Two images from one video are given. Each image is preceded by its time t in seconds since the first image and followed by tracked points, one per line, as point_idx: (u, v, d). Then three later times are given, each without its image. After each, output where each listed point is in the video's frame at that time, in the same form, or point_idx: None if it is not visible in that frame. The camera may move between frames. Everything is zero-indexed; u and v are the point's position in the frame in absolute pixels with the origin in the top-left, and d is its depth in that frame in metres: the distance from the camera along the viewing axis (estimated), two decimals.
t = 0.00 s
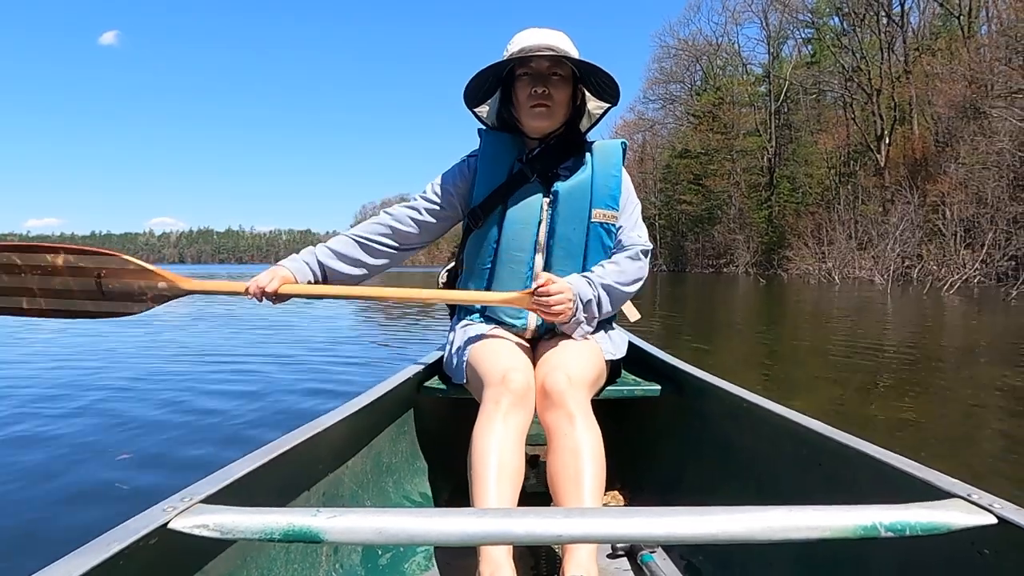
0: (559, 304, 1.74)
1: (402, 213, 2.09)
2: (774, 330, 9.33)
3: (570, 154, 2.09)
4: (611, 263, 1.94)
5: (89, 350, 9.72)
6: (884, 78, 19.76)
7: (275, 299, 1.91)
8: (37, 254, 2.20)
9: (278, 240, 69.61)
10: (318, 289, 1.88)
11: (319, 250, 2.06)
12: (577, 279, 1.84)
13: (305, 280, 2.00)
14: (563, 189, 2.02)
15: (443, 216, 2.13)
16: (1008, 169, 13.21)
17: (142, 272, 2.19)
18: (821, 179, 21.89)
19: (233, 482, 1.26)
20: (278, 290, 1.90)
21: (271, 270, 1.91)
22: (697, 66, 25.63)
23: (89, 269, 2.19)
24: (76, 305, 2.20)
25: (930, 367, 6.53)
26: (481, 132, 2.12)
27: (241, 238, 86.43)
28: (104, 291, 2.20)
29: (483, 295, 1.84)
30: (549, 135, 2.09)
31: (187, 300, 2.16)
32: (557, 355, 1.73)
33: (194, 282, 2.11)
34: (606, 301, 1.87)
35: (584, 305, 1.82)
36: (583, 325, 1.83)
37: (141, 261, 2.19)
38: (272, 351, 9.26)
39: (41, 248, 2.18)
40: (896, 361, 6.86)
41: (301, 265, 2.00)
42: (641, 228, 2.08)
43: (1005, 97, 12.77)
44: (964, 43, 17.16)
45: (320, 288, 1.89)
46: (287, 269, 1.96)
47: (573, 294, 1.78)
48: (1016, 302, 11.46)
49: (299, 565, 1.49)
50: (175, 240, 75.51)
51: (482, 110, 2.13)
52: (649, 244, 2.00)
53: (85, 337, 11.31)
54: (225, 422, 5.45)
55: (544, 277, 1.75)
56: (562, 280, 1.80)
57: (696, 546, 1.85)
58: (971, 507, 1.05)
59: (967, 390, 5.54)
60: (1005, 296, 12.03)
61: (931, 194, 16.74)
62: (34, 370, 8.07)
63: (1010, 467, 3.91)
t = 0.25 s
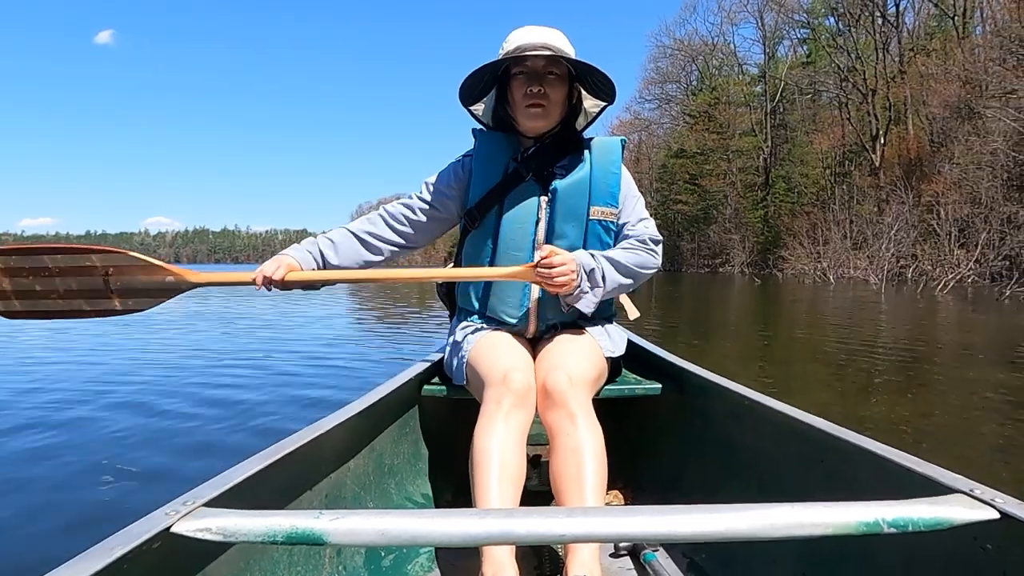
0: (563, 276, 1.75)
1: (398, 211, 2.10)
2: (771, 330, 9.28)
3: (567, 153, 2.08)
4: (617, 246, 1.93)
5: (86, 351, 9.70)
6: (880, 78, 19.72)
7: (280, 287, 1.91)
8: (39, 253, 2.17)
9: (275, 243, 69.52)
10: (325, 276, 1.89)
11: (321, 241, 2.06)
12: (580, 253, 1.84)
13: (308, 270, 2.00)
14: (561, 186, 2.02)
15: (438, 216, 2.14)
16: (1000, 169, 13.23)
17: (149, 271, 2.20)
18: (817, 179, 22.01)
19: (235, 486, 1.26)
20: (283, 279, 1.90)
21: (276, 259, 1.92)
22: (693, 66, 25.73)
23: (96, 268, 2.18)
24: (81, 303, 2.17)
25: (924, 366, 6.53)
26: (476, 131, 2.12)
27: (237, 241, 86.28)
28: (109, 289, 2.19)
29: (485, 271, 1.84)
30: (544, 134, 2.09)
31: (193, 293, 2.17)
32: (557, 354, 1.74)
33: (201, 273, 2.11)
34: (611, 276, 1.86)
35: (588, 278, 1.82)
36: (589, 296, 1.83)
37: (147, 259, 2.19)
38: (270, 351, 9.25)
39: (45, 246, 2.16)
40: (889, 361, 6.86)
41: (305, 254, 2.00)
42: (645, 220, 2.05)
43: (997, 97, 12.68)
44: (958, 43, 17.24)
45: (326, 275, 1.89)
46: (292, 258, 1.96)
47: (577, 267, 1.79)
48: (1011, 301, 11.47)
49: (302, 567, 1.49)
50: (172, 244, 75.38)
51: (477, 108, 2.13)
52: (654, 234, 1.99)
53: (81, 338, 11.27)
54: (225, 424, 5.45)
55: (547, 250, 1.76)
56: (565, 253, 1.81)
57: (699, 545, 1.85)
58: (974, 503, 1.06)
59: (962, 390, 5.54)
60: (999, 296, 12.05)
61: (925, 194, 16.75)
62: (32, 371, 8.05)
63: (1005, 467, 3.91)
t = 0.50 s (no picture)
0: (550, 287, 1.77)
1: (398, 209, 2.10)
2: (767, 330, 9.28)
3: (565, 151, 2.10)
4: (610, 251, 1.93)
5: (83, 350, 9.67)
6: (875, 78, 19.70)
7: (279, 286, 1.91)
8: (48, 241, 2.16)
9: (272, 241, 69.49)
10: (324, 275, 1.88)
11: (320, 241, 2.06)
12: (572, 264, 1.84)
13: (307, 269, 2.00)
14: (558, 186, 2.01)
15: (437, 215, 2.13)
16: (993, 170, 13.25)
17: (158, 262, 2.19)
18: (813, 179, 21.94)
19: (235, 485, 1.26)
20: (281, 277, 1.89)
21: (275, 258, 1.92)
22: (690, 66, 25.30)
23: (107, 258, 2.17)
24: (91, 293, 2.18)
25: (921, 366, 6.54)
26: (475, 130, 2.12)
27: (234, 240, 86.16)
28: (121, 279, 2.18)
29: (476, 279, 1.85)
30: (542, 133, 2.09)
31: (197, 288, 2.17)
32: (557, 354, 1.74)
33: (203, 269, 2.11)
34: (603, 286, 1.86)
35: (578, 290, 1.82)
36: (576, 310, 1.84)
37: (155, 250, 2.18)
38: (268, 351, 9.24)
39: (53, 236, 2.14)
40: (886, 360, 6.86)
41: (304, 254, 2.00)
42: (640, 220, 2.05)
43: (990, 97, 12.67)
44: (953, 44, 17.22)
45: (325, 275, 1.88)
46: (290, 257, 1.96)
47: (566, 277, 1.79)
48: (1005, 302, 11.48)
49: (303, 567, 1.49)
50: (168, 242, 75.30)
51: (476, 109, 2.13)
52: (648, 237, 1.99)
53: (78, 337, 11.24)
54: (222, 423, 5.44)
55: (535, 261, 1.78)
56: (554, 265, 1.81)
57: (700, 545, 1.85)
58: (974, 502, 1.06)
59: (958, 390, 5.54)
60: (993, 296, 12.09)
61: (920, 194, 16.75)
62: (28, 369, 8.02)
63: (999, 466, 3.92)
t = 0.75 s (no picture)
0: (552, 291, 1.76)
1: (401, 210, 2.09)
2: (763, 330, 9.27)
3: (569, 151, 2.09)
4: (611, 254, 1.94)
5: (79, 349, 9.66)
6: (872, 79, 19.88)
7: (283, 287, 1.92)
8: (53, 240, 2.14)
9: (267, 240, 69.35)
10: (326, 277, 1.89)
11: (324, 242, 2.07)
12: (574, 268, 1.84)
13: (311, 270, 2.02)
14: (561, 187, 2.01)
15: (441, 215, 2.13)
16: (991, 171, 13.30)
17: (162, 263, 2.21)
18: (810, 179, 22.08)
19: (234, 483, 1.26)
20: (284, 279, 1.91)
21: (278, 259, 1.93)
22: (687, 66, 25.25)
23: (110, 259, 2.16)
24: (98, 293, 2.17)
25: (916, 367, 6.55)
26: (480, 130, 2.12)
27: (229, 237, 85.98)
28: (126, 280, 2.19)
29: (477, 283, 1.84)
30: (547, 134, 2.09)
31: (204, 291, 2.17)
32: (557, 354, 1.74)
33: (209, 270, 2.11)
34: (605, 289, 1.87)
35: (580, 293, 1.82)
36: (578, 314, 1.84)
37: (160, 251, 2.19)
38: (265, 350, 9.23)
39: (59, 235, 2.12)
40: (881, 361, 6.87)
41: (307, 256, 2.02)
42: (641, 223, 2.06)
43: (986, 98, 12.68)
44: (950, 44, 17.29)
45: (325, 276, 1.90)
46: (294, 259, 1.98)
47: (567, 281, 1.79)
48: (1000, 302, 11.53)
49: (301, 566, 1.49)
50: (164, 240, 75.11)
51: (481, 109, 2.12)
52: (649, 239, 2.00)
53: (74, 337, 11.23)
54: (219, 422, 5.43)
55: (537, 266, 1.77)
56: (556, 267, 1.81)
57: (698, 546, 1.85)
58: (973, 505, 1.06)
59: (954, 390, 5.55)
60: (988, 296, 12.15)
61: (916, 194, 16.82)
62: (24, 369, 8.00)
63: (993, 465, 3.94)
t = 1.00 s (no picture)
0: (559, 290, 1.76)
1: (403, 208, 2.09)
2: (758, 330, 9.28)
3: (573, 153, 2.09)
4: (615, 255, 1.95)
5: (75, 348, 9.63)
6: (868, 79, 19.87)
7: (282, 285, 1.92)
8: (36, 238, 2.13)
9: (263, 238, 69.26)
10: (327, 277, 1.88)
11: (324, 240, 2.07)
12: (577, 267, 1.85)
13: (310, 268, 2.01)
14: (565, 188, 2.02)
15: (444, 215, 2.12)
16: (987, 171, 13.32)
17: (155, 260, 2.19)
18: (806, 179, 22.21)
19: (232, 481, 1.25)
20: (284, 277, 1.91)
21: (278, 258, 1.92)
22: (684, 66, 25.40)
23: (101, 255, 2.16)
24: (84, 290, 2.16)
25: (910, 367, 6.55)
26: (485, 129, 2.11)
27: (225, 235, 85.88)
28: (118, 277, 2.18)
29: (482, 281, 1.84)
30: (552, 135, 2.09)
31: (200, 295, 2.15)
32: (557, 355, 1.74)
33: (206, 268, 2.10)
34: (608, 290, 1.88)
35: (583, 293, 1.83)
36: (581, 313, 1.85)
37: (153, 248, 2.18)
38: (261, 348, 9.22)
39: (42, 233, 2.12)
40: (876, 361, 6.86)
41: (307, 254, 2.02)
42: (644, 225, 2.07)
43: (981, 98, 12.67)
44: (946, 45, 17.35)
45: (328, 275, 1.89)
46: (294, 257, 1.98)
47: (572, 280, 1.80)
48: (995, 301, 11.59)
49: (298, 565, 1.49)
50: (160, 238, 74.89)
51: (487, 108, 2.12)
52: (652, 241, 2.01)
53: (70, 336, 11.20)
54: (214, 420, 5.43)
55: (544, 264, 1.77)
56: (561, 267, 1.82)
57: (696, 547, 1.85)
58: (969, 509, 1.06)
59: (948, 390, 5.55)
60: (982, 296, 12.20)
61: (913, 194, 16.84)
62: (19, 368, 7.99)
63: (987, 464, 3.94)
